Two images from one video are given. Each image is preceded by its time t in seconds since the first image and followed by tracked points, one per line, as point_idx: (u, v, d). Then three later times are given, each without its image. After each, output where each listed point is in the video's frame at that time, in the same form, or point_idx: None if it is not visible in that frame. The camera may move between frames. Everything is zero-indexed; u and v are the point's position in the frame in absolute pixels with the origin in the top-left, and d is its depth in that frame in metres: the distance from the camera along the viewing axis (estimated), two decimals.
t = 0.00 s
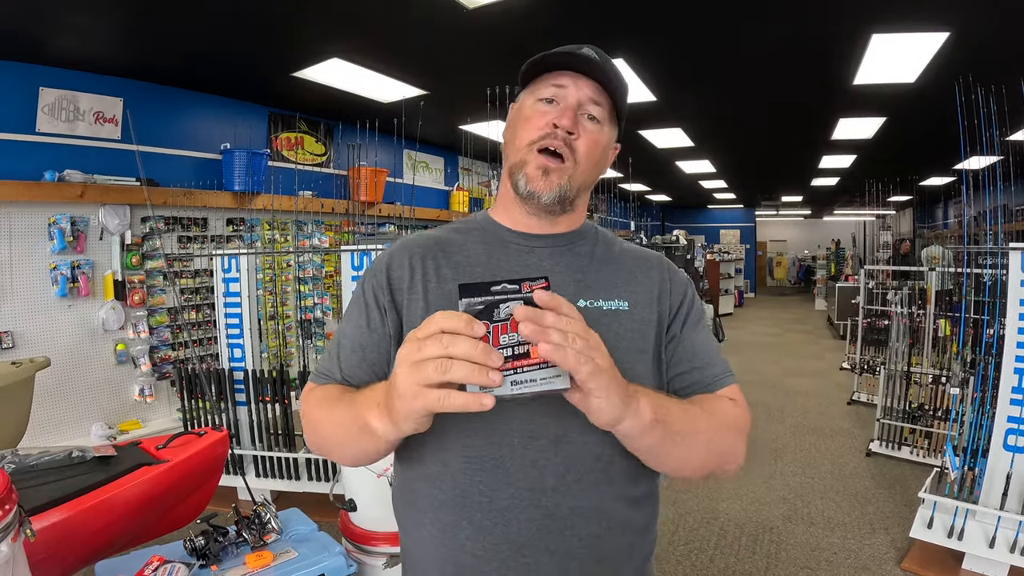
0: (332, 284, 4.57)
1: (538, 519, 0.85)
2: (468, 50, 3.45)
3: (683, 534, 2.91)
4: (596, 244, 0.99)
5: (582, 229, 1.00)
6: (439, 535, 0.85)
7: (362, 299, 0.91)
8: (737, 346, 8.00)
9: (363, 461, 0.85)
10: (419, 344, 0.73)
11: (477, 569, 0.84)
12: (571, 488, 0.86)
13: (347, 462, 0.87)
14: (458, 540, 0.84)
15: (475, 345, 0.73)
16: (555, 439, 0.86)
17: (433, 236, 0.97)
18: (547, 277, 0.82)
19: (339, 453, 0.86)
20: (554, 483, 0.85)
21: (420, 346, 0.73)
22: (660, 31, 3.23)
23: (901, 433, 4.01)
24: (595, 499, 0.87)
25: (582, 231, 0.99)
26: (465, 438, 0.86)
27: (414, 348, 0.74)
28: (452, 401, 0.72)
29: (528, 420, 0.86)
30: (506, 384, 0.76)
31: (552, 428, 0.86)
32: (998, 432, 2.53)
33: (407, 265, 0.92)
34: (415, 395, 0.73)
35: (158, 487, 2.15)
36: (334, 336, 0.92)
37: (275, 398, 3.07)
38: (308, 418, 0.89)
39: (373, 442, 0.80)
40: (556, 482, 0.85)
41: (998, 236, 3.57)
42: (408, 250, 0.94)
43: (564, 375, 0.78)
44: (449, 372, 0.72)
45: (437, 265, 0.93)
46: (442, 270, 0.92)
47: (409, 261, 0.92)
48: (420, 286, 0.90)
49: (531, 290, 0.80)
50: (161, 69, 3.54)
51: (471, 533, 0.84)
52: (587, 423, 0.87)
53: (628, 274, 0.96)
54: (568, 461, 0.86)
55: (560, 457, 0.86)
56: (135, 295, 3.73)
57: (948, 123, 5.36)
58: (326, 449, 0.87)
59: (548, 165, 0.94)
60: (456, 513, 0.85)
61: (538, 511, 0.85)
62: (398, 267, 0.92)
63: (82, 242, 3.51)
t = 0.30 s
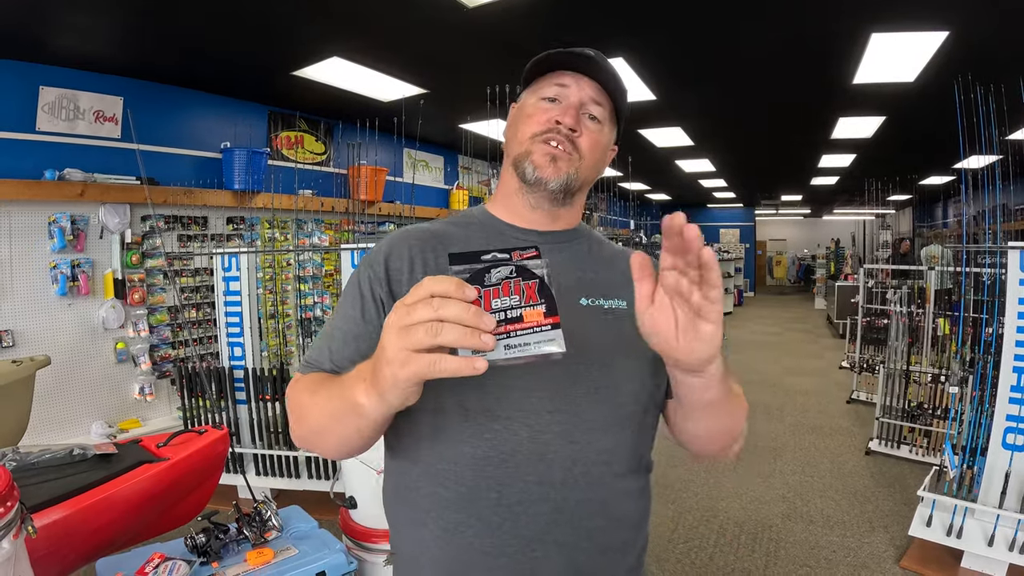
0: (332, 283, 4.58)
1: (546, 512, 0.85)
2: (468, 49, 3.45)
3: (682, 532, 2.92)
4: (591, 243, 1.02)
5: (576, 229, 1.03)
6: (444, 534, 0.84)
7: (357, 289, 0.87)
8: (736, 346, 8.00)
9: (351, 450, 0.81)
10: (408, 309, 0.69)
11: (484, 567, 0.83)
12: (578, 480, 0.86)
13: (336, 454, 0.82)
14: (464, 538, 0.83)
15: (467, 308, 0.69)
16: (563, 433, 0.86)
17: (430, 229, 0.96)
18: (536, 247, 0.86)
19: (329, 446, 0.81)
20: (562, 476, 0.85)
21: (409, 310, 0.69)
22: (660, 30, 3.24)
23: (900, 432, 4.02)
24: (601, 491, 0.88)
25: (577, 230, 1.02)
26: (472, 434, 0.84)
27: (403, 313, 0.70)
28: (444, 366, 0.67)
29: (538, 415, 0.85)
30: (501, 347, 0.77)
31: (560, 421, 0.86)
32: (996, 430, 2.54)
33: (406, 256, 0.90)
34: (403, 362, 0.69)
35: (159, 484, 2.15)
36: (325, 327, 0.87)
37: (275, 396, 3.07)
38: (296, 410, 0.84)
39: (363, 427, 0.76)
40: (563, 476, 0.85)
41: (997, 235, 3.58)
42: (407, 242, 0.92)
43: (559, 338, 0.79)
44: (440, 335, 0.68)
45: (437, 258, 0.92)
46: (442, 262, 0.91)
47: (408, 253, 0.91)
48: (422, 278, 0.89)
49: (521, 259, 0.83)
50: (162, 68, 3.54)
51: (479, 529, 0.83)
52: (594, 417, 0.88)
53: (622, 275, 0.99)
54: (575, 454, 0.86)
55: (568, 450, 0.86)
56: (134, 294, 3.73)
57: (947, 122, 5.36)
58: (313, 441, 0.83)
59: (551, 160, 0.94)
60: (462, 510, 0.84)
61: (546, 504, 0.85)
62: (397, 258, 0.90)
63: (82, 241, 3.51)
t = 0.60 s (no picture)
0: (331, 282, 4.58)
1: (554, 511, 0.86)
2: (468, 48, 3.45)
3: (681, 530, 2.93)
4: (587, 246, 1.03)
5: (573, 232, 1.03)
6: (449, 536, 0.81)
7: (356, 283, 0.84)
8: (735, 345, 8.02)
9: (355, 452, 0.77)
10: (441, 307, 0.66)
11: (492, 568, 0.82)
12: (584, 478, 0.87)
13: (334, 454, 0.78)
14: (472, 540, 0.81)
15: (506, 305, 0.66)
16: (571, 431, 0.86)
17: (431, 225, 0.94)
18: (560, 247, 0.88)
19: (329, 445, 0.77)
20: (569, 475, 0.85)
21: (444, 308, 0.65)
22: (660, 29, 3.24)
23: (898, 431, 4.03)
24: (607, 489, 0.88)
25: (574, 233, 1.03)
26: (482, 435, 0.82)
27: (437, 310, 0.66)
28: (484, 364, 0.64)
29: (548, 413, 0.85)
30: (539, 344, 0.77)
31: (568, 420, 0.86)
32: (994, 429, 2.55)
33: (410, 252, 0.88)
34: (440, 361, 0.65)
35: (158, 483, 2.15)
36: (321, 320, 0.82)
37: (274, 395, 3.06)
38: (290, 407, 0.79)
39: (374, 427, 0.72)
40: (570, 474, 0.86)
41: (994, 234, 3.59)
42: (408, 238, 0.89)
43: (592, 336, 0.81)
44: (481, 334, 0.64)
45: (439, 255, 0.89)
46: (445, 260, 0.90)
47: (410, 249, 0.88)
48: (424, 276, 0.87)
49: (546, 255, 0.85)
50: (161, 67, 3.53)
51: (488, 530, 0.82)
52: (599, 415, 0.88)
53: (618, 280, 1.00)
54: (582, 451, 0.86)
55: (575, 448, 0.86)
56: (134, 293, 3.73)
57: (945, 121, 5.37)
58: (311, 440, 0.79)
59: (554, 163, 0.94)
60: (470, 510, 0.82)
61: (557, 502, 0.85)
62: (400, 254, 0.88)
63: (82, 240, 3.51)
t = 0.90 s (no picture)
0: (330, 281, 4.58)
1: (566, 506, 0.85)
2: (468, 46, 3.44)
3: (680, 528, 2.93)
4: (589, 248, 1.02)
5: (579, 234, 1.01)
6: (465, 538, 0.78)
7: (368, 279, 0.75)
8: (734, 343, 8.03)
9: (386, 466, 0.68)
10: (520, 327, 0.57)
11: (507, 569, 0.81)
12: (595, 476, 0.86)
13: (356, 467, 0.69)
14: (489, 542, 0.79)
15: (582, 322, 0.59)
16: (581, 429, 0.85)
17: (443, 219, 0.88)
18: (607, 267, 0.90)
19: (354, 458, 0.67)
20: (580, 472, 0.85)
21: (521, 330, 0.56)
22: (660, 27, 3.23)
23: (897, 429, 4.04)
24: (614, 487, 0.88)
25: (581, 235, 1.01)
26: (500, 436, 0.79)
27: (513, 328, 0.57)
28: (563, 388, 0.58)
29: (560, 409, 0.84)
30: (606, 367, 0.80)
31: (579, 416, 0.85)
32: (993, 428, 2.56)
33: (426, 248, 0.82)
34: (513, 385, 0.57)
35: (158, 482, 2.15)
36: (330, 318, 0.73)
37: (274, 394, 3.06)
38: (302, 417, 0.68)
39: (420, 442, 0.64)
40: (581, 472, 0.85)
41: (993, 233, 3.59)
42: (423, 231, 0.83)
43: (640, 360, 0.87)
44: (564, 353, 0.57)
45: (456, 252, 0.84)
46: (463, 256, 0.84)
47: (425, 244, 0.82)
48: (442, 274, 0.81)
49: (597, 276, 0.87)
50: (160, 66, 3.53)
51: (505, 532, 0.80)
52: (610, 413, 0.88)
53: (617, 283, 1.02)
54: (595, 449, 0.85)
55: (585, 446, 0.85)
56: (133, 292, 3.74)
57: (944, 120, 5.37)
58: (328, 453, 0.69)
59: (574, 171, 0.92)
60: (487, 513, 0.79)
61: (569, 502, 0.85)
62: (415, 249, 0.81)
63: (80, 239, 3.51)
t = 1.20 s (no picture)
0: (329, 281, 4.58)
1: (581, 505, 0.85)
2: (468, 45, 3.43)
3: (679, 527, 2.94)
4: (596, 250, 1.02)
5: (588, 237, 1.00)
6: (483, 543, 0.77)
7: (390, 286, 0.72)
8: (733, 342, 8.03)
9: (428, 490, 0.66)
10: (600, 378, 0.58)
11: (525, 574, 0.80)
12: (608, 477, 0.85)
13: (394, 491, 0.66)
14: (507, 546, 0.78)
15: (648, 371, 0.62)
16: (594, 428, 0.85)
17: (459, 222, 0.85)
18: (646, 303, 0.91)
19: (395, 485, 0.65)
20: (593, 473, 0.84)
21: (604, 382, 0.58)
22: (660, 26, 3.22)
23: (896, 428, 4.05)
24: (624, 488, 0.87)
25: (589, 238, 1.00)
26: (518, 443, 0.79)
27: (599, 382, 0.58)
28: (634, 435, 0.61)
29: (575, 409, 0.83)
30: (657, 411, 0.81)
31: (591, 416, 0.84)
32: (992, 427, 2.56)
33: (447, 255, 0.79)
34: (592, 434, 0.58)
35: (157, 481, 2.15)
36: (352, 328, 0.69)
37: (273, 393, 3.06)
38: (337, 445, 0.64)
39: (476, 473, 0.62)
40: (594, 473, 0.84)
41: (991, 232, 3.60)
42: (440, 235, 0.81)
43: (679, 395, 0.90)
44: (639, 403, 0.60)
45: (475, 258, 0.82)
46: (483, 263, 0.82)
47: (445, 249, 0.80)
48: (464, 280, 0.79)
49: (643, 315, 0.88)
50: (159, 65, 3.52)
51: (523, 535, 0.79)
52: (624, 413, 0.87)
53: (620, 286, 1.02)
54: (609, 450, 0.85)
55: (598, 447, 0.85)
56: (132, 291, 3.72)
57: (942, 119, 5.38)
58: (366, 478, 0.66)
59: (591, 186, 0.89)
60: (504, 518, 0.78)
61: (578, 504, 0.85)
62: (436, 255, 0.79)
63: (80, 239, 3.50)
